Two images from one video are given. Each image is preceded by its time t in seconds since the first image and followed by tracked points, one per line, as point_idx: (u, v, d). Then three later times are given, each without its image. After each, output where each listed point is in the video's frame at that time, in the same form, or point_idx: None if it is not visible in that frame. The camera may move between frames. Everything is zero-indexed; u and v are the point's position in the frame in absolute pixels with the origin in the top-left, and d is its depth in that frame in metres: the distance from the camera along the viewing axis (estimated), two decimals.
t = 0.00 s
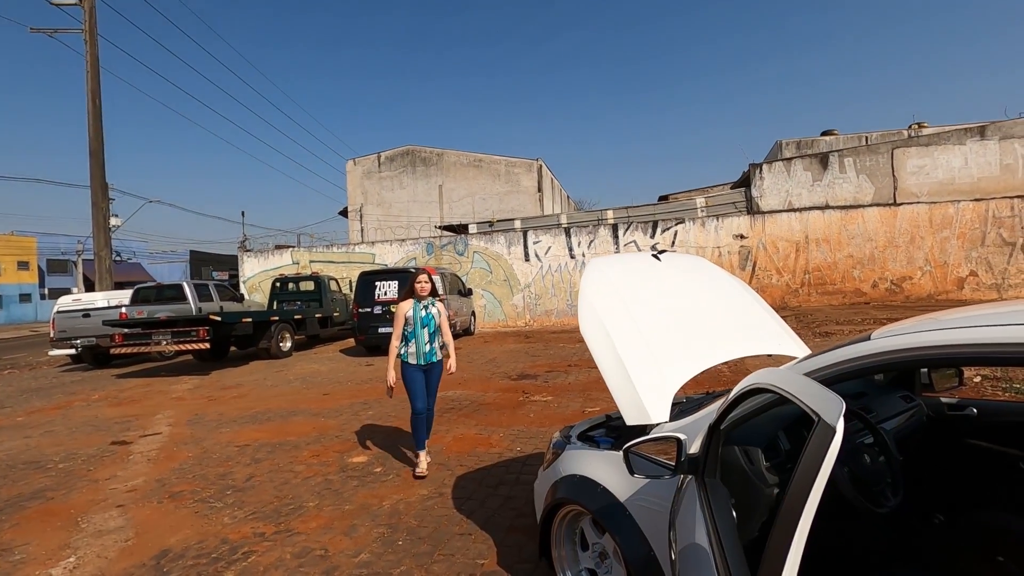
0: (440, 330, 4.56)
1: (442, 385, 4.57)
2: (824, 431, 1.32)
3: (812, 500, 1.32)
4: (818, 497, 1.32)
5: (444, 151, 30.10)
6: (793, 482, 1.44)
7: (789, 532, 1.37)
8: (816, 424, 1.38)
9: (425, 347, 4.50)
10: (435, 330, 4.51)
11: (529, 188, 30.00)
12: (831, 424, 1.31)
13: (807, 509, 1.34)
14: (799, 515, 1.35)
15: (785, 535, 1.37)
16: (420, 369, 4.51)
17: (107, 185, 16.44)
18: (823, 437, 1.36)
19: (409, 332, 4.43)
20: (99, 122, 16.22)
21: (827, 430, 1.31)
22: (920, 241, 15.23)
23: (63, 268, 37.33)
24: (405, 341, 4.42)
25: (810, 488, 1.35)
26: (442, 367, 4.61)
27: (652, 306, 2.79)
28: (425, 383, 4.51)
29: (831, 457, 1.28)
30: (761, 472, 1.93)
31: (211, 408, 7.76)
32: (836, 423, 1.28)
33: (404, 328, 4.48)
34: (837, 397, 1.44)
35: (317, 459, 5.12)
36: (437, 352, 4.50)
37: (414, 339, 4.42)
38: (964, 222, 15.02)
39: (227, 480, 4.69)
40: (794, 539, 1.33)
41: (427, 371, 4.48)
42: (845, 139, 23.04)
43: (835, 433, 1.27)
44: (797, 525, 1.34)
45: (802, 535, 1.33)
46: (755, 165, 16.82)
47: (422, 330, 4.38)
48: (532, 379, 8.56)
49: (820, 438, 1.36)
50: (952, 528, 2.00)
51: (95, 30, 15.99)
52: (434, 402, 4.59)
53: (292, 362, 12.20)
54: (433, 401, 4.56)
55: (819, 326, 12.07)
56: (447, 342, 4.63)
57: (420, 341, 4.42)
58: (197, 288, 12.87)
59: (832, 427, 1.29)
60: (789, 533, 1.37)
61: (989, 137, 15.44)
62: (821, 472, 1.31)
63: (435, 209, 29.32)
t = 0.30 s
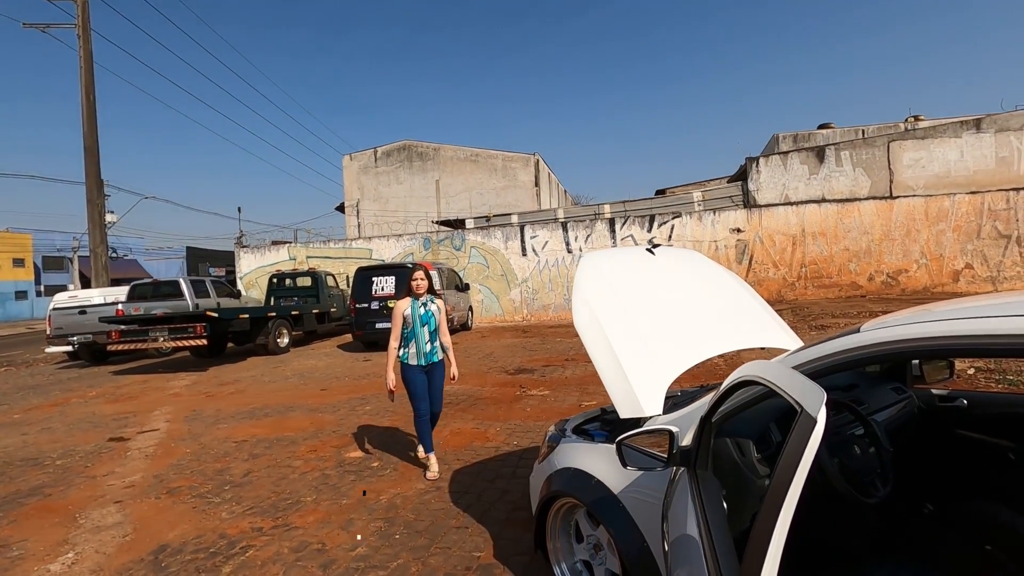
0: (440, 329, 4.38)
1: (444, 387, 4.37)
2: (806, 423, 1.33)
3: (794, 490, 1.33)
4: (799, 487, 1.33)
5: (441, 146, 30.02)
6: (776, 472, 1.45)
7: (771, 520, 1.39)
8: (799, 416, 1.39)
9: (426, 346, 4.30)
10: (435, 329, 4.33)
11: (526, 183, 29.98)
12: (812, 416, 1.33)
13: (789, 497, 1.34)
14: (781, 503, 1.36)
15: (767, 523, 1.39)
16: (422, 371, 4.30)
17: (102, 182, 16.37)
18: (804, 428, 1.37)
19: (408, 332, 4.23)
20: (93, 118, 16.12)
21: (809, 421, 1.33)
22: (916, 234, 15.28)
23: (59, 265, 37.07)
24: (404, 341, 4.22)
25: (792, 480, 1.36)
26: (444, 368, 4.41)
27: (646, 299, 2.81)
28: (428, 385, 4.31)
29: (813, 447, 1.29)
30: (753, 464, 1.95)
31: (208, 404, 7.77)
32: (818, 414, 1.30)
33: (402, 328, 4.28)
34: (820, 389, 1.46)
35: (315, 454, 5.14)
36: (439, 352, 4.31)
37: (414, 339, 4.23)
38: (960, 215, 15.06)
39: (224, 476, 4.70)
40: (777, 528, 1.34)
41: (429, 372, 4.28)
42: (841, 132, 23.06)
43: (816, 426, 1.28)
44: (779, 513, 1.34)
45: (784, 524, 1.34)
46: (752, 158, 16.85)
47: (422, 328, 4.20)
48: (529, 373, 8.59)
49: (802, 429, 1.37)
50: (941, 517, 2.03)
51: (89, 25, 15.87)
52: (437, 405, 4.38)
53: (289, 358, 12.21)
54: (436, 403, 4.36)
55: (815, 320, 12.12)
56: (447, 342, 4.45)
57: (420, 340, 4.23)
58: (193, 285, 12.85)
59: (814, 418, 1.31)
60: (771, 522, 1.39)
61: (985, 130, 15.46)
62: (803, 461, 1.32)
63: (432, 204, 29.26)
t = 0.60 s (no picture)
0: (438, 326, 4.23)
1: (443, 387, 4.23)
2: (791, 417, 1.34)
3: (781, 481, 1.34)
4: (786, 479, 1.33)
5: (436, 141, 29.93)
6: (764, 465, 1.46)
7: (756, 512, 1.39)
8: (785, 409, 1.40)
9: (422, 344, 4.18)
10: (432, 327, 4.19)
11: (521, 178, 29.96)
12: (797, 410, 1.33)
13: (775, 490, 1.35)
14: (767, 494, 1.37)
15: (753, 514, 1.40)
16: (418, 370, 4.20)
17: (94, 178, 16.24)
18: (789, 421, 1.38)
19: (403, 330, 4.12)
20: (84, 113, 15.98)
21: (794, 415, 1.34)
22: (909, 228, 15.37)
23: (51, 262, 36.79)
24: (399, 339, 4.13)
25: (777, 473, 1.36)
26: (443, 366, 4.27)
27: (640, 294, 2.82)
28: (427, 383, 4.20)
29: (799, 440, 1.29)
30: (744, 457, 1.96)
31: (203, 401, 7.75)
32: (803, 408, 1.31)
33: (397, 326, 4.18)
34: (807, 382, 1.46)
35: (310, 450, 5.14)
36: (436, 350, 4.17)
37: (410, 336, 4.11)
38: (952, 210, 15.16)
39: (219, 473, 4.70)
40: (763, 520, 1.35)
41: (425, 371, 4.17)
42: (836, 127, 23.12)
43: (802, 419, 1.29)
44: (765, 504, 1.35)
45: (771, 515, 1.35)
46: (746, 153, 16.88)
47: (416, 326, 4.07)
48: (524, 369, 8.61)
49: (788, 422, 1.38)
50: (929, 509, 2.05)
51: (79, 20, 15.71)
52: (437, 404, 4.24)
53: (284, 354, 12.18)
54: (435, 402, 4.22)
55: (809, 314, 12.20)
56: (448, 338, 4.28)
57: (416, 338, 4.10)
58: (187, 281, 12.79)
59: (799, 411, 1.31)
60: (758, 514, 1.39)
61: (978, 125, 15.51)
62: (788, 454, 1.32)
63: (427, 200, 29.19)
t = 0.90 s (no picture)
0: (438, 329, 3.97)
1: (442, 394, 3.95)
2: (786, 411, 1.35)
3: (775, 475, 1.35)
4: (780, 474, 1.33)
5: (431, 136, 29.81)
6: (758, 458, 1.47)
7: (752, 505, 1.40)
8: (780, 402, 1.41)
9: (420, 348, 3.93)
10: (431, 328, 3.93)
11: (516, 173, 29.92)
12: (792, 404, 1.34)
13: (770, 483, 1.35)
14: (763, 487, 1.37)
15: (748, 507, 1.40)
16: (415, 374, 3.94)
17: (85, 172, 16.10)
18: (784, 415, 1.38)
19: (400, 331, 3.91)
20: (75, 107, 15.82)
21: (788, 409, 1.34)
22: (902, 224, 15.47)
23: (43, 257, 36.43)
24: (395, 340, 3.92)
25: (773, 467, 1.36)
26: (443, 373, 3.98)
27: (635, 290, 2.82)
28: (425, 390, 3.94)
29: (794, 435, 1.30)
30: (739, 451, 1.96)
31: (197, 397, 7.72)
32: (797, 402, 1.31)
33: (395, 326, 3.98)
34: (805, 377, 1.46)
35: (305, 445, 5.14)
36: (434, 353, 3.90)
37: (407, 337, 3.88)
38: (946, 205, 15.26)
39: (214, 468, 4.69)
40: (758, 514, 1.35)
41: (422, 377, 3.91)
42: (830, 122, 23.18)
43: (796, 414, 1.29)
44: (760, 496, 1.36)
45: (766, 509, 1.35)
46: (741, 149, 16.89)
47: (412, 327, 3.84)
48: (520, 364, 8.62)
49: (783, 415, 1.39)
50: (922, 502, 2.08)
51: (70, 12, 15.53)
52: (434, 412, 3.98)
53: (279, 350, 12.15)
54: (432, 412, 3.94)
55: (803, 309, 12.27)
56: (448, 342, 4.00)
57: (412, 339, 3.86)
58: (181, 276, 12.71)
59: (794, 406, 1.32)
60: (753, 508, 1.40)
61: (971, 121, 15.58)
62: (782, 448, 1.33)
63: (422, 195, 29.10)
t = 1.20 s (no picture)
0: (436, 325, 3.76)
1: (439, 394, 3.76)
2: (784, 406, 1.36)
3: (773, 472, 1.36)
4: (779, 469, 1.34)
5: (428, 132, 29.75)
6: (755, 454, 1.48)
7: (749, 501, 1.42)
8: (778, 399, 1.42)
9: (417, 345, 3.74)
10: (429, 325, 3.74)
11: (514, 169, 29.88)
12: (790, 400, 1.35)
13: (768, 479, 1.37)
14: (761, 483, 1.39)
15: (745, 502, 1.41)
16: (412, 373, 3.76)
17: (81, 168, 16.03)
18: (782, 411, 1.40)
19: (397, 328, 3.73)
20: (71, 102, 15.75)
21: (786, 404, 1.36)
22: (899, 221, 15.51)
23: (37, 253, 36.17)
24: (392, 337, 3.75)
25: (771, 462, 1.37)
26: (442, 371, 3.79)
27: (634, 287, 2.82)
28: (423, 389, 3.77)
29: (791, 432, 1.31)
30: (736, 447, 1.98)
31: (195, 393, 7.71)
32: (795, 399, 1.32)
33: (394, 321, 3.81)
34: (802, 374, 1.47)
35: (304, 441, 5.15)
36: (430, 352, 3.69)
37: (402, 334, 3.71)
38: (942, 202, 15.31)
39: (213, 464, 4.70)
40: (755, 510, 1.37)
41: (420, 376, 3.74)
42: (827, 119, 23.22)
43: (794, 411, 1.31)
44: (758, 493, 1.37)
45: (762, 505, 1.37)
46: (739, 145, 16.92)
47: (408, 324, 3.66)
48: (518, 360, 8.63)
49: (781, 411, 1.40)
50: (917, 498, 2.09)
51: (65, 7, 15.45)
52: (430, 413, 3.79)
53: (277, 346, 12.14)
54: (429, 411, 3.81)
55: (800, 305, 12.31)
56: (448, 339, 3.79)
57: (408, 337, 3.68)
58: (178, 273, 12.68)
59: (791, 402, 1.33)
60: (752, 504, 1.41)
61: (967, 118, 15.63)
62: (781, 444, 1.34)
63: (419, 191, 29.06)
